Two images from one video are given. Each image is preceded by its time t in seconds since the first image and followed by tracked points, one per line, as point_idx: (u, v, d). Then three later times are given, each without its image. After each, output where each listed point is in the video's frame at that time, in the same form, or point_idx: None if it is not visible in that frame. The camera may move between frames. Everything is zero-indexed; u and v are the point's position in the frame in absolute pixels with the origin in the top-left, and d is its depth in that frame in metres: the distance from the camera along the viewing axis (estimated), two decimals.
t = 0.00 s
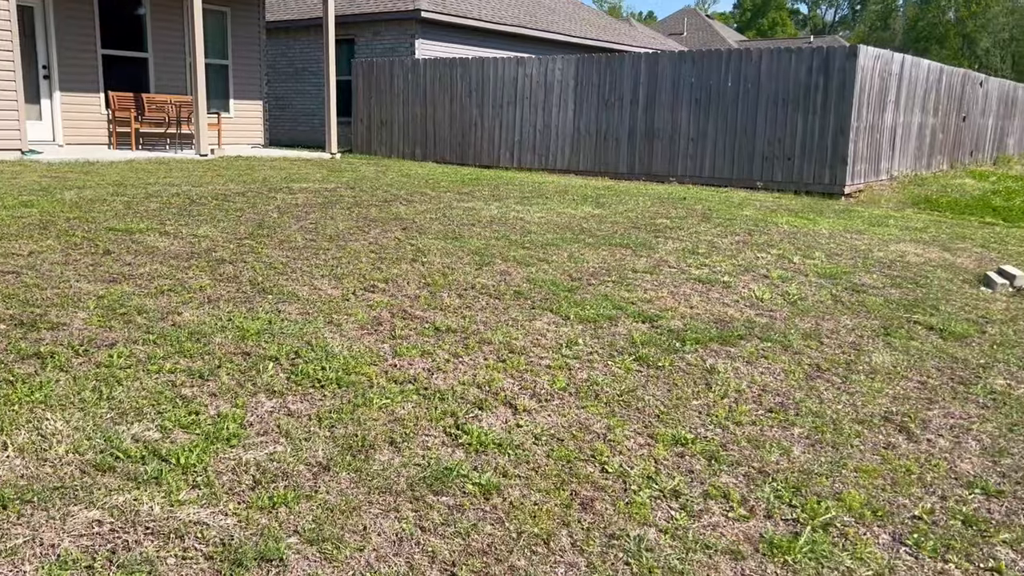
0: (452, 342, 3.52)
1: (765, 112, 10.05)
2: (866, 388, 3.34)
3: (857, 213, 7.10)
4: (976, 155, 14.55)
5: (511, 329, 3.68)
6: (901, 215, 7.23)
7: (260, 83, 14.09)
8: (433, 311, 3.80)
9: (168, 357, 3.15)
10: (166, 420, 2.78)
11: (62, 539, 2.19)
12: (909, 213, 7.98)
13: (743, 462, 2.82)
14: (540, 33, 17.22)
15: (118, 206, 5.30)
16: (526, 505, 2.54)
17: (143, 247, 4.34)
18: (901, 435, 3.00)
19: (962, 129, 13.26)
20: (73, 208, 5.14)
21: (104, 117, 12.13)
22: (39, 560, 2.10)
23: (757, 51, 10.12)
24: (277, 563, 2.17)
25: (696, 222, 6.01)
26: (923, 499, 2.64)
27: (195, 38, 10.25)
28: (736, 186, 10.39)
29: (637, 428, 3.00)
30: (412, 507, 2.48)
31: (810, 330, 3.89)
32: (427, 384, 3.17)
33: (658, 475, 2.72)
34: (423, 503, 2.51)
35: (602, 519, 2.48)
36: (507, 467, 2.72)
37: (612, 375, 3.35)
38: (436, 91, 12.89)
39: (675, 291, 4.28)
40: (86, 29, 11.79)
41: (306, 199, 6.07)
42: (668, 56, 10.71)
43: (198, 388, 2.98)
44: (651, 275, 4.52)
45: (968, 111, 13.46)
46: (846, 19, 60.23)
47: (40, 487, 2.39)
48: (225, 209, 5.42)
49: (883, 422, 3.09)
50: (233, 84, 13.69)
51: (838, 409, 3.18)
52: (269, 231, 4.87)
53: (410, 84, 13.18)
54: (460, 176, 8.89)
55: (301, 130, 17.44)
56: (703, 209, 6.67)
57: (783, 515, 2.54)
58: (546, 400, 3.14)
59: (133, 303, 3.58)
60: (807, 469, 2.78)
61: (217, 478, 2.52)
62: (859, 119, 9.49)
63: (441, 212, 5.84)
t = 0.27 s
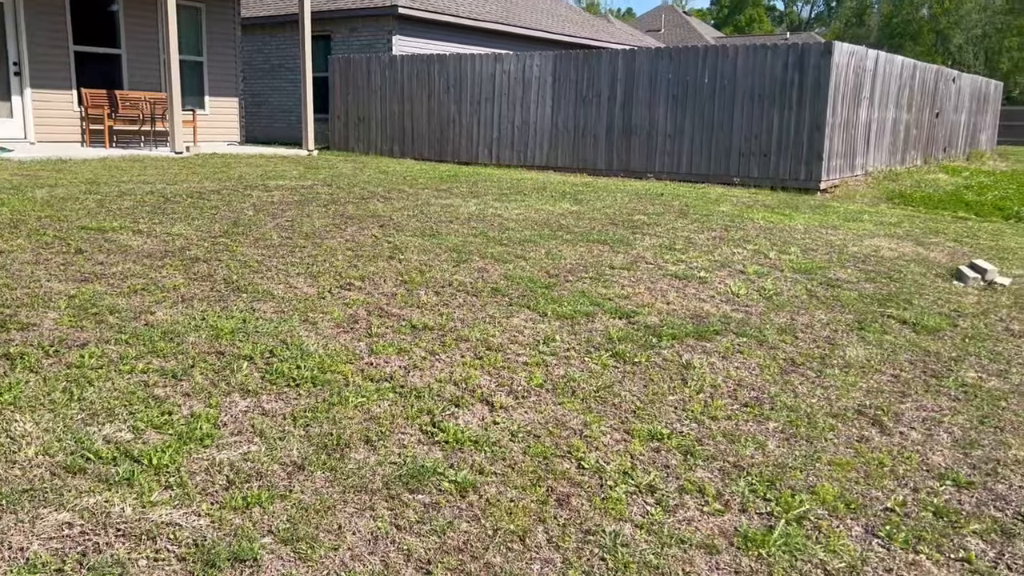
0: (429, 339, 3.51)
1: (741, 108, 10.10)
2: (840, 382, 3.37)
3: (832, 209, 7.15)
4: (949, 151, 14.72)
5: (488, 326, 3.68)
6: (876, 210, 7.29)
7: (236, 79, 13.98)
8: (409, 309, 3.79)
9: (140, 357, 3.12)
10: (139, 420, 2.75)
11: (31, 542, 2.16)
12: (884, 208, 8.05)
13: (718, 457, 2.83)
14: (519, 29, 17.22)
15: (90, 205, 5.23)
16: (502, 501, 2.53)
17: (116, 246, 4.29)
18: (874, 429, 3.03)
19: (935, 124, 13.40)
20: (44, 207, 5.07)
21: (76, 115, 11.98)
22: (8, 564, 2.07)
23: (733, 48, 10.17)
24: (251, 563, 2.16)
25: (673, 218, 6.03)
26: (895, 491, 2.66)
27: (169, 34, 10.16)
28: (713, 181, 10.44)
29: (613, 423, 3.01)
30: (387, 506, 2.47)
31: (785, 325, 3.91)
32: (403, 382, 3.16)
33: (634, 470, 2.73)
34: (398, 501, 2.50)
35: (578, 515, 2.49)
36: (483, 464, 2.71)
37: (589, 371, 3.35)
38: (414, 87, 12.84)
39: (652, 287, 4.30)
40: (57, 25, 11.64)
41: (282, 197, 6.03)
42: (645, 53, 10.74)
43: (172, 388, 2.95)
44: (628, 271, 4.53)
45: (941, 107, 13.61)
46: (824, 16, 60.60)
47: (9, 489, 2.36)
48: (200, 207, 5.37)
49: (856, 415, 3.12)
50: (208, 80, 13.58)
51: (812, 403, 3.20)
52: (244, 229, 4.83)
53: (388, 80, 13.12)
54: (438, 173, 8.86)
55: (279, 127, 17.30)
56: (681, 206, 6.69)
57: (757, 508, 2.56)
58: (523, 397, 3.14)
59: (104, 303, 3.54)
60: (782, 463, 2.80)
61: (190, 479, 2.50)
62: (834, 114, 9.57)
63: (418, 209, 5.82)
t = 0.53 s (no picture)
0: (408, 336, 3.50)
1: (720, 105, 10.15)
2: (818, 375, 3.40)
3: (809, 204, 7.20)
4: (925, 146, 14.85)
5: (468, 323, 3.67)
6: (853, 206, 7.35)
7: (212, 76, 13.87)
8: (389, 306, 3.78)
9: (116, 357, 3.09)
10: (114, 420, 2.72)
11: (5, 544, 2.14)
12: (861, 203, 8.12)
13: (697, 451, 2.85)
14: (499, 25, 17.19)
15: (64, 203, 5.17)
16: (482, 498, 2.53)
17: (91, 244, 4.25)
18: (851, 421, 3.06)
19: (911, 120, 13.53)
20: (18, 205, 5.01)
21: (50, 112, 11.82)
22: None
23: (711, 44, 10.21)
24: (228, 563, 2.15)
25: (652, 214, 6.04)
26: (872, 483, 2.69)
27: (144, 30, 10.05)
28: (692, 178, 10.48)
29: (593, 419, 3.01)
30: (366, 503, 2.46)
31: (763, 319, 3.93)
32: (382, 379, 3.15)
33: (614, 465, 2.74)
34: (378, 499, 2.49)
35: (558, 511, 2.49)
36: (463, 461, 2.71)
37: (569, 367, 3.36)
38: (393, 84, 12.78)
39: (631, 283, 4.31)
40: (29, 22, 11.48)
41: (260, 194, 5.99)
42: (625, 49, 10.76)
43: (148, 387, 2.92)
44: (608, 267, 4.54)
45: (917, 103, 13.74)
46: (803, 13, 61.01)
47: None
48: (176, 205, 5.32)
49: (833, 408, 3.15)
50: (185, 77, 13.45)
51: (790, 397, 3.22)
52: (222, 227, 4.80)
53: (367, 77, 13.05)
54: (418, 170, 8.83)
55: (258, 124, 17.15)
56: (660, 202, 6.71)
57: (736, 502, 2.57)
58: (503, 393, 3.13)
59: (79, 302, 3.50)
60: (760, 456, 2.82)
61: (167, 478, 2.48)
62: (812, 111, 9.63)
63: (398, 206, 5.80)
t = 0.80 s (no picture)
0: (387, 334, 3.48)
1: (698, 101, 10.19)
2: (794, 369, 3.42)
3: (787, 199, 7.25)
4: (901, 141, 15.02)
5: (447, 320, 3.66)
6: (830, 201, 7.42)
7: (188, 73, 13.73)
8: (367, 303, 3.76)
9: (89, 357, 3.05)
10: (88, 421, 2.69)
11: None
12: (839, 198, 8.19)
13: (675, 445, 2.86)
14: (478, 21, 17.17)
15: (37, 201, 5.11)
16: (460, 495, 2.53)
17: (65, 243, 4.20)
18: (827, 415, 3.08)
19: (887, 115, 13.66)
20: None
21: (23, 109, 11.64)
22: None
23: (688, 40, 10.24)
24: (204, 563, 2.13)
25: (631, 210, 6.06)
26: (847, 475, 2.71)
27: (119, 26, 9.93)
28: (672, 173, 10.52)
29: (572, 414, 3.01)
30: (343, 502, 2.45)
31: (740, 314, 3.95)
32: (360, 377, 3.14)
33: (592, 460, 2.74)
34: (355, 497, 2.48)
35: (536, 506, 2.49)
36: (441, 458, 2.70)
37: (547, 363, 3.36)
38: (372, 80, 12.72)
39: (610, 279, 4.31)
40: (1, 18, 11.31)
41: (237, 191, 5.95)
42: (603, 45, 10.77)
43: (122, 387, 2.90)
44: (586, 263, 4.55)
45: (893, 99, 13.88)
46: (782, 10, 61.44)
47: None
48: (152, 203, 5.27)
49: (810, 402, 3.17)
50: (160, 73, 13.31)
51: (767, 391, 3.24)
52: (198, 225, 4.76)
53: (346, 73, 12.97)
54: (398, 167, 8.80)
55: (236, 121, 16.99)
56: (638, 198, 6.73)
57: (713, 496, 2.58)
58: (481, 390, 3.13)
59: (51, 302, 3.46)
60: (737, 450, 2.83)
61: (141, 479, 2.45)
62: (789, 107, 9.70)
63: (376, 203, 5.78)
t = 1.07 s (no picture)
0: (370, 332, 3.47)
1: (682, 97, 10.22)
2: (778, 364, 3.44)
3: (770, 195, 7.28)
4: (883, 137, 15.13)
5: (431, 318, 3.65)
6: (814, 196, 7.47)
7: (169, 70, 13.63)
8: (350, 301, 3.75)
9: (69, 357, 3.02)
10: (68, 421, 2.67)
11: None
12: (823, 193, 8.24)
13: (659, 441, 2.86)
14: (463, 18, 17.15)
15: (17, 200, 5.06)
16: (445, 492, 2.52)
17: (44, 241, 4.15)
18: (810, 409, 3.10)
19: (869, 112, 13.76)
20: None
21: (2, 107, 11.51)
22: None
23: (672, 37, 10.27)
24: (185, 563, 2.11)
25: (616, 207, 6.07)
26: (830, 470, 2.72)
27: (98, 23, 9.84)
28: (656, 170, 10.54)
29: (556, 411, 3.01)
30: (327, 500, 2.44)
31: (724, 310, 3.97)
32: (344, 375, 3.13)
33: (577, 457, 2.74)
34: (339, 496, 2.47)
35: (521, 503, 2.49)
36: (426, 456, 2.70)
37: (532, 360, 3.36)
38: (357, 77, 12.66)
39: (594, 275, 4.32)
40: None
41: (219, 188, 5.91)
42: (587, 42, 10.77)
43: (102, 387, 2.87)
44: (571, 260, 4.55)
45: (875, 95, 13.98)
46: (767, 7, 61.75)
47: None
48: (133, 201, 5.23)
49: (793, 396, 3.19)
50: (140, 71, 13.20)
51: (750, 386, 3.25)
52: (180, 223, 4.73)
53: (330, 70, 12.91)
54: (384, 164, 8.78)
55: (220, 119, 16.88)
56: (623, 194, 6.74)
57: (697, 491, 2.59)
58: (466, 388, 3.13)
59: (31, 301, 3.43)
60: (721, 445, 2.84)
61: (122, 479, 2.43)
62: (771, 103, 9.75)
63: (360, 200, 5.76)
